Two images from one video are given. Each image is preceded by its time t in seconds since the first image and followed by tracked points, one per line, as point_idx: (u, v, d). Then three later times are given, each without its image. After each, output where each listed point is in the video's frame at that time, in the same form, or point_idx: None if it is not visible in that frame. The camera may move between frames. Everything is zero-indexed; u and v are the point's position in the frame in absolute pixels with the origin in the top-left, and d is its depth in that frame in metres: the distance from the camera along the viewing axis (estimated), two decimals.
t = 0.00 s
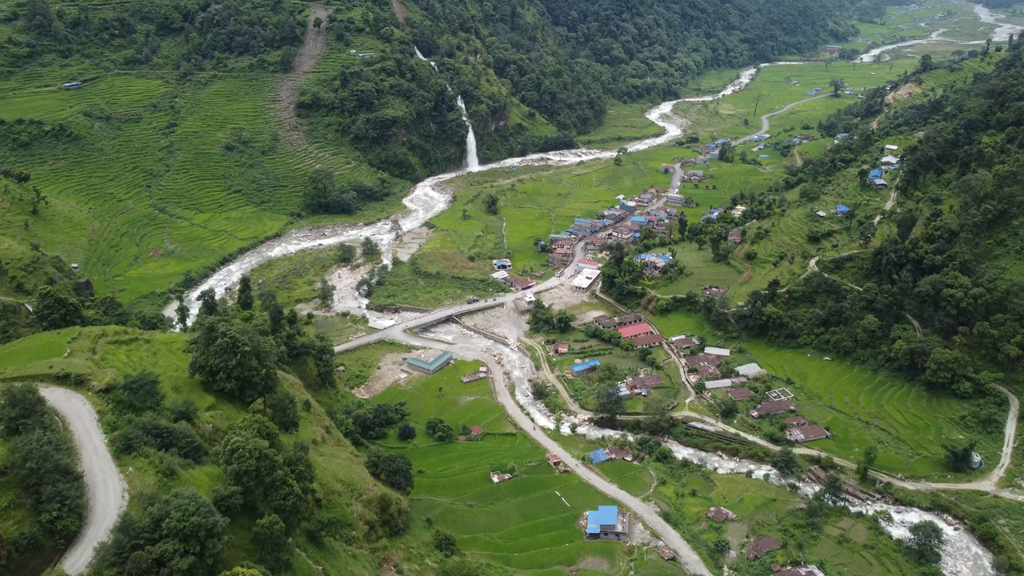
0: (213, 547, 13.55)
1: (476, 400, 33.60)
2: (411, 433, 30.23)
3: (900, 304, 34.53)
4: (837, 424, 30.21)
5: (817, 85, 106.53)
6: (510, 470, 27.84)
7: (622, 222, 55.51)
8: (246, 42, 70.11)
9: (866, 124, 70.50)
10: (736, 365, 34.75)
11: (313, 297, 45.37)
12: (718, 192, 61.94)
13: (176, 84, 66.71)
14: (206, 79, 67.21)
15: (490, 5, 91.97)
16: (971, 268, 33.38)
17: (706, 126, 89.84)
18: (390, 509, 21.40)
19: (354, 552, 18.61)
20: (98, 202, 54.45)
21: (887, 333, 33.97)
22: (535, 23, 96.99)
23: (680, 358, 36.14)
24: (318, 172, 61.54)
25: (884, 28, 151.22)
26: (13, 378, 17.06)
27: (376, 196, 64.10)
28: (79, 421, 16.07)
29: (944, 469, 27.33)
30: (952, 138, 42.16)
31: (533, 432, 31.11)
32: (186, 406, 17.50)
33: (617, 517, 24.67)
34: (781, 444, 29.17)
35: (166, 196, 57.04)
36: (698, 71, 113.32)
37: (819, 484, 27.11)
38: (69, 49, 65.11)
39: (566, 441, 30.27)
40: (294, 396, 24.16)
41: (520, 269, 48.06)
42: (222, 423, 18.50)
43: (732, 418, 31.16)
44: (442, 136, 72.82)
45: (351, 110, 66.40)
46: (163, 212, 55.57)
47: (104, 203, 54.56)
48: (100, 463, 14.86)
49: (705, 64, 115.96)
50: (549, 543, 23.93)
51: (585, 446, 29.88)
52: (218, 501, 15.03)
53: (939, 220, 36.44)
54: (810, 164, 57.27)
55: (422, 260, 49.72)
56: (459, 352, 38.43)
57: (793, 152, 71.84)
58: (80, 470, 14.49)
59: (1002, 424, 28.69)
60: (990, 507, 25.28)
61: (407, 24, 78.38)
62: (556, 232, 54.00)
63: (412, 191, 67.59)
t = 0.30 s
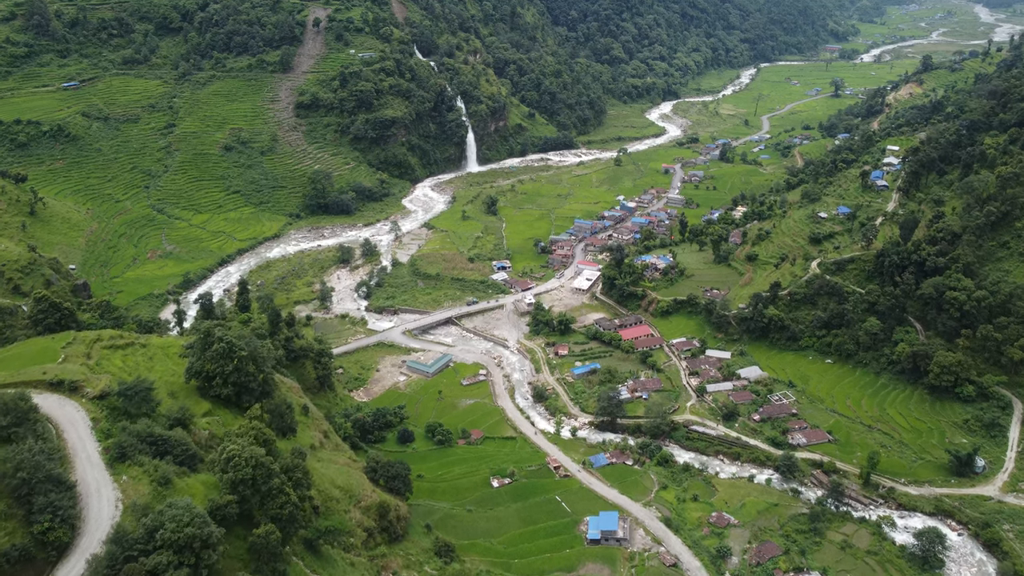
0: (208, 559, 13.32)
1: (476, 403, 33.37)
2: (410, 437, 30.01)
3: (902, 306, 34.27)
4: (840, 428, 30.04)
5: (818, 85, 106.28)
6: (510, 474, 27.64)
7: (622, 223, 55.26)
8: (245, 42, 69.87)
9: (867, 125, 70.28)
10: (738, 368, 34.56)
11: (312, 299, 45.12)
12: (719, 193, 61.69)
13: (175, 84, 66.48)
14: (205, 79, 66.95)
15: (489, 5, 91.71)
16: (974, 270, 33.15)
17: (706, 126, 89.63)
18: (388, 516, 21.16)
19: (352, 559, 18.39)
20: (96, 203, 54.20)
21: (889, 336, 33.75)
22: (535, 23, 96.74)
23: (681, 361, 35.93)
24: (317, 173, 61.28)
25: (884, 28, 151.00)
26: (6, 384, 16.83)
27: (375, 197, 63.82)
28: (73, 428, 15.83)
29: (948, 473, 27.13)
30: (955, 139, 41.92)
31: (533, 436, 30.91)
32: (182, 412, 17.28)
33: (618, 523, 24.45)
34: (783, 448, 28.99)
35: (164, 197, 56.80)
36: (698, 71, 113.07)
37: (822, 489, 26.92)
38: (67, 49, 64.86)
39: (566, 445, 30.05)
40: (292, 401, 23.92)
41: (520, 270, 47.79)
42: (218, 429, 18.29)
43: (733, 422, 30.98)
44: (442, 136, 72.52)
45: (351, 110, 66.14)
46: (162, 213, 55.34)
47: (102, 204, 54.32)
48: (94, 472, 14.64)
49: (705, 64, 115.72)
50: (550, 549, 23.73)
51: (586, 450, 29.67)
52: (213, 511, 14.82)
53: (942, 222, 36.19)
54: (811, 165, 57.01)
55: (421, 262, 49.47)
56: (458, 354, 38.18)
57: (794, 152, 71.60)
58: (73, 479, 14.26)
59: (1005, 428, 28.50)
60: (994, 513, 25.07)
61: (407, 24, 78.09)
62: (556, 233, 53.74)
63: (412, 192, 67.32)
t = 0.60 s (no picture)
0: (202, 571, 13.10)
1: (475, 407, 33.14)
2: (409, 441, 29.81)
3: (905, 309, 34.02)
4: (842, 432, 29.86)
5: (818, 85, 106.09)
6: (510, 479, 27.42)
7: (622, 224, 55.04)
8: (244, 42, 69.63)
9: (868, 126, 70.09)
10: (739, 371, 34.37)
11: (311, 301, 44.91)
12: (719, 194, 61.46)
13: (173, 84, 66.27)
14: (203, 79, 66.69)
15: (489, 5, 91.46)
16: (977, 273, 32.94)
17: (706, 126, 89.41)
18: (387, 522, 20.93)
19: (349, 568, 18.16)
20: (94, 204, 53.97)
21: (891, 339, 33.54)
22: (535, 23, 96.48)
23: (681, 363, 35.72)
24: (316, 173, 61.01)
25: (884, 28, 150.87)
26: None
27: (375, 197, 63.54)
28: (66, 436, 15.59)
29: (951, 478, 26.92)
30: (957, 140, 41.70)
31: (533, 439, 30.69)
32: (176, 420, 17.04)
33: (618, 529, 24.21)
34: (785, 453, 28.80)
35: (162, 197, 56.57)
36: (698, 71, 112.84)
37: (824, 494, 26.70)
38: (65, 49, 64.65)
39: (566, 449, 29.83)
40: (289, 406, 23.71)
41: (520, 272, 47.52)
42: (214, 436, 18.07)
43: (735, 425, 30.80)
44: (441, 136, 72.17)
45: (350, 110, 65.90)
46: (160, 214, 55.10)
47: (100, 205, 54.08)
48: (87, 481, 14.41)
49: (704, 64, 115.46)
50: (550, 555, 23.50)
51: (586, 454, 29.45)
52: (208, 521, 14.61)
53: (944, 223, 35.96)
54: (812, 166, 56.80)
55: (420, 263, 49.21)
56: (458, 357, 37.93)
57: (795, 153, 71.37)
58: (66, 489, 14.02)
59: (1008, 433, 28.29)
60: (998, 518, 24.86)
61: (406, 24, 77.82)
62: (556, 235, 53.47)
63: (411, 193, 67.00)
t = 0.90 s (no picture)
0: None
1: (475, 411, 32.89)
2: (408, 445, 29.57)
3: (907, 311, 33.78)
4: (844, 436, 29.66)
5: (818, 85, 105.91)
6: (510, 484, 27.18)
7: (622, 225, 54.77)
8: (242, 42, 69.36)
9: (868, 126, 69.89)
10: (740, 374, 34.15)
11: (309, 303, 44.66)
12: (720, 194, 61.21)
13: (172, 84, 66.06)
14: (202, 79, 66.43)
15: (489, 5, 91.18)
16: (980, 276, 32.70)
17: (707, 126, 89.17)
18: (385, 529, 20.68)
19: None
20: (91, 205, 53.73)
21: (893, 342, 33.32)
22: (535, 22, 96.21)
23: (682, 366, 35.49)
24: (315, 174, 60.70)
25: (884, 28, 150.74)
26: None
27: (373, 198, 63.21)
28: (58, 444, 15.34)
29: (955, 483, 26.69)
30: (959, 141, 41.48)
31: (533, 444, 30.44)
32: (171, 427, 16.81)
33: (619, 535, 23.97)
34: (786, 457, 28.59)
35: (160, 198, 56.30)
36: (698, 71, 112.59)
37: (826, 499, 26.50)
38: (63, 49, 64.45)
39: (566, 454, 29.60)
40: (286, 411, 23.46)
41: (520, 273, 47.25)
42: (210, 443, 17.84)
43: (736, 429, 30.59)
44: (440, 137, 71.74)
45: (349, 111, 65.65)
46: (157, 215, 54.82)
47: (97, 206, 53.83)
48: (80, 491, 14.17)
49: (704, 63, 115.19)
50: (550, 561, 23.27)
51: (587, 459, 29.21)
52: (202, 532, 14.36)
53: (947, 225, 35.72)
54: (813, 167, 56.58)
55: (420, 264, 48.95)
56: (457, 360, 37.65)
57: (795, 153, 71.14)
58: (58, 499, 13.78)
59: (1012, 437, 28.07)
60: (1002, 524, 24.62)
61: (405, 24, 77.53)
62: (556, 236, 53.18)
63: (410, 194, 66.64)
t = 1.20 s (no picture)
0: None
1: (474, 421, 32.22)
2: (405, 458, 28.88)
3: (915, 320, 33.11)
4: (851, 448, 29.01)
5: (819, 87, 105.34)
6: (509, 499, 26.53)
7: (623, 229, 54.10)
8: (239, 42, 68.63)
9: (871, 129, 69.27)
10: (744, 384, 33.51)
11: (306, 309, 43.97)
12: (721, 198, 60.54)
13: (168, 85, 65.38)
14: (198, 80, 65.73)
15: (488, 5, 90.47)
16: (990, 284, 32.07)
17: (708, 128, 88.49)
18: (380, 551, 20.01)
19: None
20: (85, 208, 53.07)
21: (901, 351, 32.67)
22: (534, 23, 95.52)
23: (685, 376, 34.82)
24: (312, 177, 59.94)
25: (884, 28, 150.19)
26: None
27: (372, 201, 62.42)
28: (36, 470, 14.65)
29: (966, 498, 26.05)
30: (966, 145, 40.84)
31: (533, 456, 29.77)
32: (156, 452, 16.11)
33: (622, 554, 23.31)
34: (793, 471, 27.96)
35: (155, 201, 55.58)
36: (698, 72, 111.95)
37: (834, 515, 25.88)
38: (57, 49, 63.86)
39: (567, 467, 28.93)
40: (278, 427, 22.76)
41: (520, 278, 46.53)
42: (198, 465, 17.19)
43: (741, 441, 29.95)
44: (439, 138, 70.83)
45: (346, 112, 64.95)
46: (152, 218, 54.11)
47: (92, 209, 53.16)
48: (58, 520, 13.50)
49: (705, 64, 114.55)
50: None
51: (588, 472, 28.54)
52: (187, 564, 13.69)
53: (955, 232, 35.06)
54: (816, 170, 55.91)
55: (418, 269, 48.26)
56: (456, 368, 36.96)
57: (797, 156, 70.45)
58: (35, 530, 13.09)
59: None
60: (1015, 542, 24.00)
61: (404, 24, 76.80)
62: (556, 240, 52.47)
63: (409, 196, 65.82)
